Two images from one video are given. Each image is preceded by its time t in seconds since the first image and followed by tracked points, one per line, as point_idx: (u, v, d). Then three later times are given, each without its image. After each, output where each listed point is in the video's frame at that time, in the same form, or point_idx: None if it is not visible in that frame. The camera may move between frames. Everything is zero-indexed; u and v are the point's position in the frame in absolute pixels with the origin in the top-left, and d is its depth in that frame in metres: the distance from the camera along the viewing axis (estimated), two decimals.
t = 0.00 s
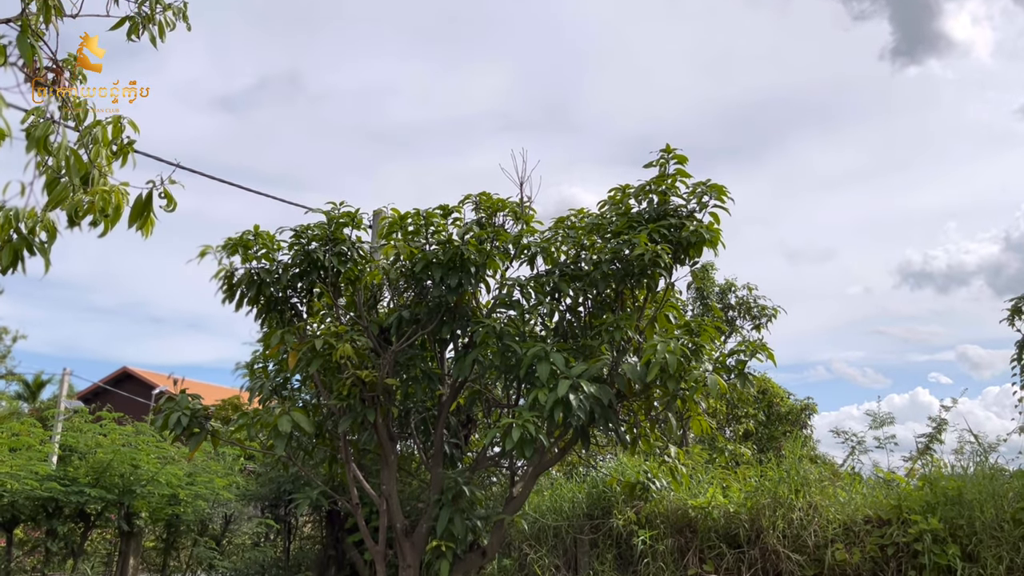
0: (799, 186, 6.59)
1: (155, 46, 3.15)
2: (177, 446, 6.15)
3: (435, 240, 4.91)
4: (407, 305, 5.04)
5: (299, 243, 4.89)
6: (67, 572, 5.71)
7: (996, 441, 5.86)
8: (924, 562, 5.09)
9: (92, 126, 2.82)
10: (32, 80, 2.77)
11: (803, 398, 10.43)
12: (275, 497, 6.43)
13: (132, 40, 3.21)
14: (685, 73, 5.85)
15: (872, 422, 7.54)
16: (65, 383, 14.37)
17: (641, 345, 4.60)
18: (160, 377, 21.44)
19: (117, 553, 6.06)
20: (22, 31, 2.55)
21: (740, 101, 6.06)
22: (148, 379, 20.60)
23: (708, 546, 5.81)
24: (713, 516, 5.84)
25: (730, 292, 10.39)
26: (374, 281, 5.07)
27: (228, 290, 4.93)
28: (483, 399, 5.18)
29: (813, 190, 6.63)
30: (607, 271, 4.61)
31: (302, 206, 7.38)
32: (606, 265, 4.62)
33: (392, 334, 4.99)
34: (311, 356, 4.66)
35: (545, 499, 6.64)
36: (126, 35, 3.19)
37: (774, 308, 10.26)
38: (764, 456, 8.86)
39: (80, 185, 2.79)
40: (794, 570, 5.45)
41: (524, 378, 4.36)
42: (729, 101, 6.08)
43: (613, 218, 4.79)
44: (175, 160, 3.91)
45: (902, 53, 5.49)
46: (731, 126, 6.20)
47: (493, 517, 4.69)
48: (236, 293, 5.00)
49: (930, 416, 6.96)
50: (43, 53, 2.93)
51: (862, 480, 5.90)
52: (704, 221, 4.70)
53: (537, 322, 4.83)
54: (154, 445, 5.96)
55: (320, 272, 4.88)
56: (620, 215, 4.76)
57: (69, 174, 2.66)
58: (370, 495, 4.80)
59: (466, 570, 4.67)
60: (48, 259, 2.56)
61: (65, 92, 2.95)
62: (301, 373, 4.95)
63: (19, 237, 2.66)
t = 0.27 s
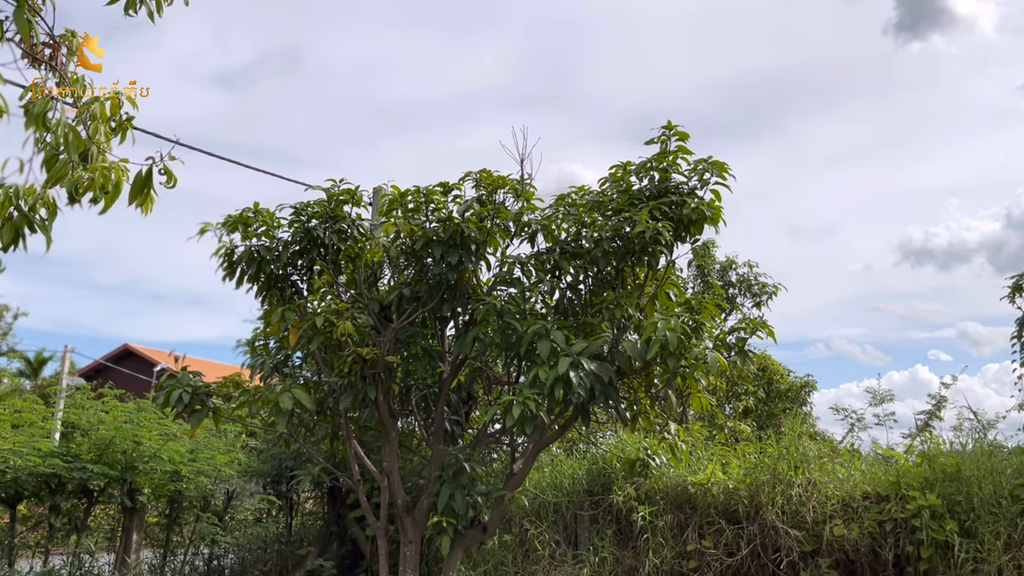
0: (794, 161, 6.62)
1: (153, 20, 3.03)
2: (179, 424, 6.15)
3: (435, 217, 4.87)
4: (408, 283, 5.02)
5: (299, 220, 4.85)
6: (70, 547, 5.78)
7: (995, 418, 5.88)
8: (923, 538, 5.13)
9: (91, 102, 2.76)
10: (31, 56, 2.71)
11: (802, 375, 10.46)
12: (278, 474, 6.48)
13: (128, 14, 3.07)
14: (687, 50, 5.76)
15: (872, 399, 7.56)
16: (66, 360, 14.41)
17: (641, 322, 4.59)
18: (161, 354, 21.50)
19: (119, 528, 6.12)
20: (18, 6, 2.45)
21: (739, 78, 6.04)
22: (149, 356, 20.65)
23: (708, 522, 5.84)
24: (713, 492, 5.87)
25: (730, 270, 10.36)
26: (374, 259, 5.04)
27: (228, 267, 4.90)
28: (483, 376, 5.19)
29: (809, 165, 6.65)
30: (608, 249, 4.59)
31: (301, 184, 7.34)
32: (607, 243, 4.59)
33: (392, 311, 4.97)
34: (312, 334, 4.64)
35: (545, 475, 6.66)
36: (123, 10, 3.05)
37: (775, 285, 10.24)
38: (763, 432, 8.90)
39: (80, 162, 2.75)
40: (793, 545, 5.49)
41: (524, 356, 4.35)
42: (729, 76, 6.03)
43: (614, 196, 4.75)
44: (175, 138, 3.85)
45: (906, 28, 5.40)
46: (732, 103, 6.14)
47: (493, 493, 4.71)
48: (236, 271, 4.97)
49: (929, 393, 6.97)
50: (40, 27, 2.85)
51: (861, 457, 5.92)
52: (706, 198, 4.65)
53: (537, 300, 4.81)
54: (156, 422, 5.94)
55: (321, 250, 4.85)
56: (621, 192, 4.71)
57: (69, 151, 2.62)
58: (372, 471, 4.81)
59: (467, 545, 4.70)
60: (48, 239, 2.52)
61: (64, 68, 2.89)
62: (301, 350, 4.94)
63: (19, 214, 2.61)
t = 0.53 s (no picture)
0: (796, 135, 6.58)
1: None
2: (181, 400, 6.19)
3: (435, 194, 4.84)
4: (408, 260, 5.00)
5: (299, 197, 4.80)
6: (74, 522, 5.73)
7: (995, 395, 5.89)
8: (920, 513, 5.17)
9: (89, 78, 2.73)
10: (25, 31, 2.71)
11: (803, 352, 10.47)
12: (280, 450, 6.57)
13: None
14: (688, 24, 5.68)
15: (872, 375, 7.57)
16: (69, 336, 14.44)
17: (642, 300, 4.58)
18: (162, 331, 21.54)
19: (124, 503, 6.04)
20: None
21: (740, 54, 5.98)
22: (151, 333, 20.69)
23: (708, 498, 5.87)
24: (713, 468, 5.88)
25: (732, 247, 10.33)
26: (375, 236, 5.03)
27: (228, 244, 4.88)
28: (484, 353, 5.19)
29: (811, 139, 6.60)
30: (609, 226, 4.57)
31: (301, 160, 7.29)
32: (607, 220, 4.56)
33: (393, 289, 4.96)
34: (313, 311, 4.63)
35: (545, 451, 6.68)
36: None
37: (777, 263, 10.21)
38: (763, 409, 8.94)
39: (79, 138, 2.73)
40: (792, 521, 5.55)
41: (525, 333, 4.35)
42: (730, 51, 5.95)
43: (615, 172, 4.71)
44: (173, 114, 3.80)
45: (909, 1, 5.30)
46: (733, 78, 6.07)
47: (493, 469, 4.72)
48: (237, 248, 4.94)
49: (929, 370, 6.98)
50: None
51: (860, 433, 5.95)
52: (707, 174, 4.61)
53: (537, 277, 4.80)
54: (158, 398, 5.94)
55: (321, 227, 4.81)
56: (623, 169, 4.68)
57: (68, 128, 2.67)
58: (373, 447, 4.83)
59: (468, 520, 4.73)
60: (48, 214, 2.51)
61: (61, 43, 2.86)
62: (302, 327, 4.94)
63: (19, 191, 2.59)
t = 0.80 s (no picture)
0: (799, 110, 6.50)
1: None
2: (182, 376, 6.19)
3: (436, 171, 4.80)
4: (409, 237, 4.98)
5: (299, 173, 4.76)
6: (78, 497, 5.79)
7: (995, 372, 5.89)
8: (919, 489, 5.20)
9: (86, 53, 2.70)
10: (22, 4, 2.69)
11: (803, 329, 10.47)
12: (282, 427, 6.64)
13: None
14: None
15: (872, 352, 7.58)
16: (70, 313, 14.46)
17: (643, 277, 4.56)
18: (162, 308, 21.57)
19: (127, 480, 6.00)
20: None
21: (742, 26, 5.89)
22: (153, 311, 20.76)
23: (708, 474, 5.90)
24: (713, 444, 5.93)
25: (733, 224, 10.29)
26: (375, 213, 5.02)
27: (229, 221, 4.84)
28: (485, 330, 5.18)
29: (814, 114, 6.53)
30: (610, 203, 4.52)
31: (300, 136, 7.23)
32: (609, 197, 4.52)
33: (394, 266, 4.94)
34: (314, 288, 4.61)
35: (546, 428, 6.72)
36: None
37: (778, 240, 10.17)
38: (762, 386, 8.96)
39: (77, 114, 2.70)
40: (791, 496, 5.58)
41: (526, 310, 4.35)
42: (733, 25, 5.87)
43: (617, 148, 4.67)
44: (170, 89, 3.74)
45: None
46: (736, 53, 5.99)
47: (494, 445, 4.66)
48: (238, 224, 4.91)
49: (929, 347, 6.99)
50: None
51: (860, 410, 5.96)
52: (709, 151, 4.57)
53: (539, 255, 4.78)
54: (161, 374, 5.94)
55: (321, 203, 4.77)
56: (624, 145, 4.63)
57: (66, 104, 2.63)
58: (375, 424, 4.83)
59: (469, 495, 4.75)
60: (48, 191, 2.49)
61: (58, 18, 2.82)
62: (303, 305, 4.92)
63: (17, 166, 2.56)
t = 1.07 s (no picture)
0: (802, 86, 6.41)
1: None
2: (184, 353, 6.13)
3: (437, 147, 4.75)
4: (410, 214, 4.95)
5: (299, 150, 4.73)
6: (82, 473, 5.74)
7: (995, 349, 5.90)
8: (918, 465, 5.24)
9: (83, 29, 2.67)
10: None
11: (804, 307, 10.46)
12: (283, 403, 6.78)
13: None
14: None
15: (872, 329, 7.59)
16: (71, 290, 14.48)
17: (645, 255, 4.54)
18: (163, 285, 21.59)
19: (130, 456, 5.99)
20: None
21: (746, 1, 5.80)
22: (155, 288, 20.79)
23: (707, 450, 5.94)
24: (713, 421, 5.96)
25: (734, 201, 10.24)
26: (376, 190, 4.97)
27: (229, 198, 4.82)
28: (486, 307, 5.17)
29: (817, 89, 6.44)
30: (612, 179, 4.49)
31: (300, 112, 7.17)
32: (610, 174, 4.49)
33: (395, 243, 4.92)
34: (315, 266, 4.59)
35: (547, 405, 6.67)
36: None
37: (780, 217, 10.13)
38: (762, 362, 8.98)
39: (75, 91, 2.66)
40: (791, 472, 5.61)
41: (527, 288, 4.34)
42: None
43: (618, 125, 4.62)
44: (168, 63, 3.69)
45: None
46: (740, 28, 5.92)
47: (495, 422, 4.63)
48: (238, 201, 4.88)
49: (930, 325, 6.99)
50: None
51: (860, 386, 5.98)
52: (711, 127, 4.53)
53: (540, 232, 4.76)
54: (162, 351, 5.90)
55: (321, 180, 4.74)
56: (626, 122, 4.59)
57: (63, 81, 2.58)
58: (376, 401, 4.83)
59: (471, 472, 4.77)
60: (48, 167, 2.47)
61: None
62: (305, 282, 4.91)
63: (15, 143, 2.53)
